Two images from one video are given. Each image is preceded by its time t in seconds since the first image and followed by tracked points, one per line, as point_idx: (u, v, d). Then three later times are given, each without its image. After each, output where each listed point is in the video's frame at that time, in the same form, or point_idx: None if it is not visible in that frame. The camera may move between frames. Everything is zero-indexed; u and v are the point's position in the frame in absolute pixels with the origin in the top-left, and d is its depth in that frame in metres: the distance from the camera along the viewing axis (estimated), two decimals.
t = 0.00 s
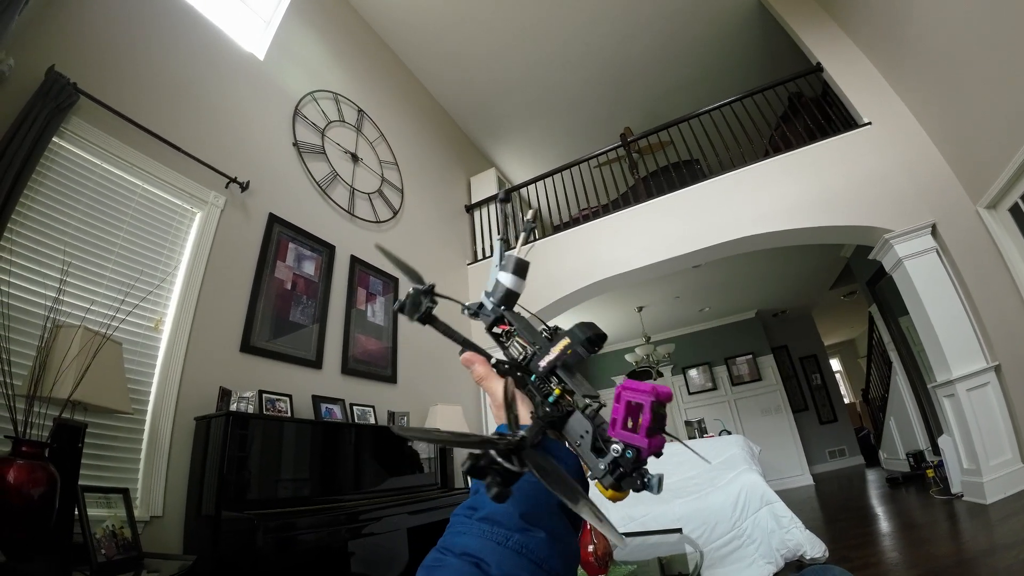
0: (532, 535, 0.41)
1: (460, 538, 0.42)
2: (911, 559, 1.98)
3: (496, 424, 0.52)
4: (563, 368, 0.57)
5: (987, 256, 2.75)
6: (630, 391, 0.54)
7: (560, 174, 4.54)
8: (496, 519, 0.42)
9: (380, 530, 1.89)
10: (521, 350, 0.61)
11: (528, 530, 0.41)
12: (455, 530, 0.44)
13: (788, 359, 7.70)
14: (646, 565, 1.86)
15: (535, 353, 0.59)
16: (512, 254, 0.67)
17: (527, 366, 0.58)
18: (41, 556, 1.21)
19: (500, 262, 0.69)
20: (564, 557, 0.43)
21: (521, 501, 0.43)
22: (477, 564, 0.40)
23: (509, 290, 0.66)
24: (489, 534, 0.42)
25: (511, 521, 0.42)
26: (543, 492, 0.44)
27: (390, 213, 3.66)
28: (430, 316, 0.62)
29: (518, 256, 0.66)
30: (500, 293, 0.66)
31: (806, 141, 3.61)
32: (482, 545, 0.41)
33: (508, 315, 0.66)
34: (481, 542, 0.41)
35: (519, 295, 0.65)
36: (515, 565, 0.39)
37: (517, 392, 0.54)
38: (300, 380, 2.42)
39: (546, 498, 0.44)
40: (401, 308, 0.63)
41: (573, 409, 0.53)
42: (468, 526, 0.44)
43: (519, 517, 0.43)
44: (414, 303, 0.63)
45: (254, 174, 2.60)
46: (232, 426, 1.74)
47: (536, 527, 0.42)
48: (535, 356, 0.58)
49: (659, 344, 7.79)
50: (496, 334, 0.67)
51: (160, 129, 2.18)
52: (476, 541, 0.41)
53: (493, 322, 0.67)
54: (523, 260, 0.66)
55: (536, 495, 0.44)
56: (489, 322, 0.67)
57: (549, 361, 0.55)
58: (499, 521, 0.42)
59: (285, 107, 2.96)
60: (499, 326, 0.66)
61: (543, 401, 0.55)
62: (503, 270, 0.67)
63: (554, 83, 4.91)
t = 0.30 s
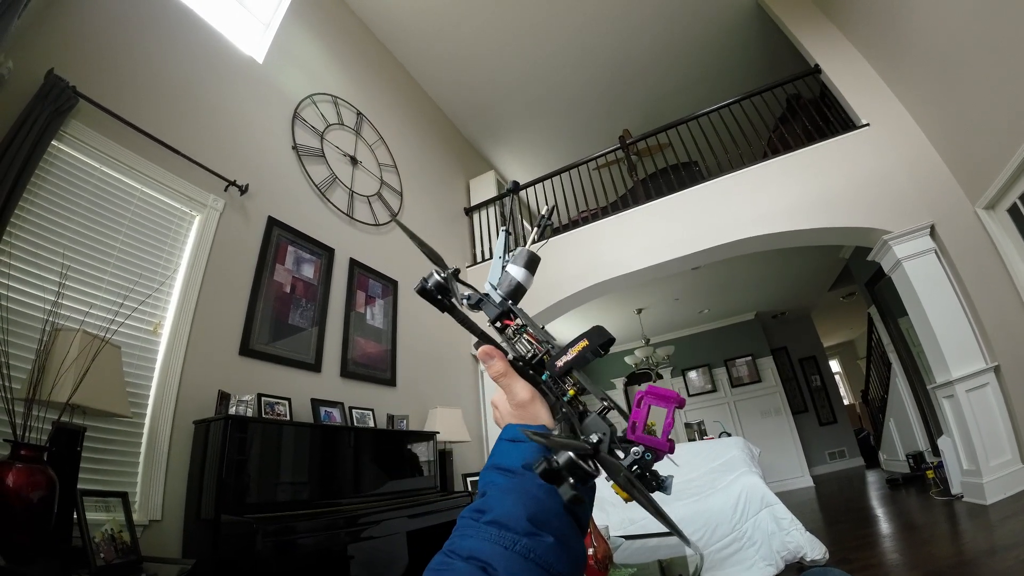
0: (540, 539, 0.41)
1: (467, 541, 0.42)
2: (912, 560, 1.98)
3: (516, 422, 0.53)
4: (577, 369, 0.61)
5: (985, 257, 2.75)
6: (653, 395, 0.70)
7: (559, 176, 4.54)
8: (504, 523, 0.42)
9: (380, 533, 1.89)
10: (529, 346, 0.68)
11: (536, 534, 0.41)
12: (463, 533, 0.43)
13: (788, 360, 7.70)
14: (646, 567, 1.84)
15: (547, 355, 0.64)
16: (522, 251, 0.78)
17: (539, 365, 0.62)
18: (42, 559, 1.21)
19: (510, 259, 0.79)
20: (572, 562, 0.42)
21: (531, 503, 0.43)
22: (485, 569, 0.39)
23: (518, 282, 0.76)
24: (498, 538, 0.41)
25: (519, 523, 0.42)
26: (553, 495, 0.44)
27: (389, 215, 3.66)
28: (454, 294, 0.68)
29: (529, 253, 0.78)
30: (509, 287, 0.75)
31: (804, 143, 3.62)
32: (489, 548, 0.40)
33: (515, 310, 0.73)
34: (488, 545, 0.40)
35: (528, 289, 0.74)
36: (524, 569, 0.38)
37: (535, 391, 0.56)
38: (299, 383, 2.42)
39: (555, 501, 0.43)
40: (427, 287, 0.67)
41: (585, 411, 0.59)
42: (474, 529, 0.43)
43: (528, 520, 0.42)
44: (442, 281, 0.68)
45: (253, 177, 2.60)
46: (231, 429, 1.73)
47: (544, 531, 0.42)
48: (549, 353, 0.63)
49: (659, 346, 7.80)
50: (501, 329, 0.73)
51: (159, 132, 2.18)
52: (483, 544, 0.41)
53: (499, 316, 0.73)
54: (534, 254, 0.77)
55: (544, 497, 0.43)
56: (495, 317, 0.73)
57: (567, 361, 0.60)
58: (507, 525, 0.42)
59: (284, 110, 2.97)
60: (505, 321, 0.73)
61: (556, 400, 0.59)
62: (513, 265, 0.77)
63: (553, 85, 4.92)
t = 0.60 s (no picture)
0: (541, 534, 0.41)
1: (468, 535, 0.42)
2: (914, 553, 1.98)
3: (516, 419, 0.53)
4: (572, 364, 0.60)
5: (987, 249, 2.75)
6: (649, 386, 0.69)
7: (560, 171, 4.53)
8: (505, 518, 0.42)
9: (385, 529, 1.90)
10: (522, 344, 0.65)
11: (536, 528, 0.41)
12: (464, 527, 0.43)
13: (790, 354, 7.70)
14: (649, 561, 1.83)
15: (542, 351, 0.62)
16: (511, 250, 0.76)
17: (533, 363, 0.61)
18: (46, 559, 1.21)
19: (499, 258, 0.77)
20: (573, 556, 0.42)
21: (531, 498, 0.43)
22: (486, 562, 0.39)
23: (508, 280, 0.73)
24: (499, 533, 0.41)
25: (519, 519, 0.42)
26: (553, 490, 0.44)
27: (391, 212, 3.66)
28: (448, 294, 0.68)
29: (518, 251, 0.76)
30: (498, 285, 0.71)
31: (805, 136, 3.61)
32: (490, 543, 0.40)
33: (507, 309, 0.69)
34: (490, 540, 0.41)
35: (518, 286, 0.71)
36: (525, 565, 0.38)
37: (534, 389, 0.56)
38: (302, 380, 2.43)
39: (555, 496, 0.44)
40: (421, 289, 0.67)
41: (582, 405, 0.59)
42: (475, 524, 0.43)
43: (528, 515, 0.43)
44: (436, 282, 0.67)
45: (254, 175, 2.60)
46: (235, 427, 1.74)
47: (544, 526, 0.42)
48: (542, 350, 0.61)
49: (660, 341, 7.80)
50: (492, 329, 0.70)
51: (159, 132, 2.18)
52: (485, 539, 0.41)
53: (490, 316, 0.69)
54: (523, 253, 0.76)
55: (544, 492, 0.43)
56: (486, 317, 0.70)
57: (563, 357, 0.58)
58: (507, 521, 0.42)
59: (284, 108, 2.96)
60: (497, 320, 0.69)
61: (553, 397, 0.59)
62: (502, 264, 0.75)
63: (553, 80, 4.91)
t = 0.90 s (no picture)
0: (538, 538, 0.41)
1: (466, 540, 0.42)
2: (915, 553, 1.98)
3: (512, 421, 0.51)
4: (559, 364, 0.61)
5: (989, 249, 2.74)
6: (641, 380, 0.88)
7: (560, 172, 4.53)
8: (503, 523, 0.42)
9: (385, 530, 1.90)
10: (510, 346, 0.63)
11: (533, 533, 0.41)
12: (461, 532, 0.43)
13: (791, 354, 7.69)
14: (650, 562, 1.83)
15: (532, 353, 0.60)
16: (495, 252, 0.77)
17: (524, 364, 0.59)
18: (47, 560, 1.21)
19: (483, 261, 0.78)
20: (570, 561, 0.42)
21: (528, 502, 0.42)
22: (484, 568, 0.39)
23: (494, 282, 0.73)
24: (496, 537, 0.41)
25: (516, 523, 0.41)
26: (549, 494, 0.44)
27: (391, 213, 3.66)
28: (438, 297, 0.67)
29: (502, 254, 0.77)
30: (485, 288, 0.71)
31: (806, 136, 3.60)
32: (487, 547, 0.40)
33: (495, 312, 0.68)
34: (487, 546, 0.41)
35: (503, 289, 0.71)
36: (522, 570, 0.38)
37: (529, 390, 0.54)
38: (302, 381, 2.43)
39: (552, 500, 0.43)
40: (411, 293, 0.67)
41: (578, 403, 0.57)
42: (473, 529, 0.43)
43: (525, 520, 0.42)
44: (426, 285, 0.67)
45: (254, 176, 2.60)
46: (236, 428, 1.74)
47: (541, 529, 0.42)
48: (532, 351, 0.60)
49: (661, 341, 7.80)
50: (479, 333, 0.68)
51: (161, 132, 2.18)
52: (482, 544, 0.41)
53: (477, 319, 0.68)
54: (507, 255, 0.77)
55: (541, 496, 0.43)
56: (472, 321, 0.68)
57: (554, 357, 0.59)
58: (505, 525, 0.42)
59: (284, 109, 2.96)
60: (484, 324, 0.68)
61: (546, 397, 0.56)
62: (487, 266, 0.75)
63: (553, 80, 4.91)
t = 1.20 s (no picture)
0: (538, 545, 0.41)
1: (466, 548, 0.42)
2: (915, 557, 1.97)
3: (513, 425, 0.51)
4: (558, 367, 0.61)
5: (989, 251, 2.74)
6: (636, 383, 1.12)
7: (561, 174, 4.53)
8: (503, 530, 0.42)
9: (384, 532, 1.89)
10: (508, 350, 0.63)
11: (533, 541, 0.41)
12: (461, 540, 0.43)
13: (791, 357, 7.69)
14: (650, 564, 1.83)
15: (530, 355, 0.60)
16: (490, 254, 0.76)
17: (523, 368, 0.58)
18: (46, 561, 1.21)
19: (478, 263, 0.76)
20: (571, 567, 0.42)
21: (528, 509, 0.42)
22: None
23: (489, 286, 0.72)
24: (497, 545, 0.41)
25: (517, 531, 0.41)
26: (550, 500, 0.44)
27: (391, 215, 3.66)
28: (435, 302, 0.66)
29: (497, 255, 0.75)
30: (479, 292, 0.71)
31: (807, 139, 3.61)
32: (487, 555, 0.40)
33: (491, 316, 0.68)
34: (487, 553, 0.40)
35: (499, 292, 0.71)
36: None
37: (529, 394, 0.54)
38: (302, 382, 2.42)
39: (552, 507, 0.43)
40: (408, 298, 0.65)
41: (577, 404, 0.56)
42: (473, 536, 0.43)
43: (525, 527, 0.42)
44: (423, 290, 0.65)
45: (255, 177, 2.60)
46: (235, 429, 1.73)
47: (542, 537, 0.42)
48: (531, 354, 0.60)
49: (661, 343, 7.80)
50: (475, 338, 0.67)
51: (161, 134, 2.19)
52: (482, 551, 0.41)
53: (473, 324, 0.67)
54: (502, 258, 0.75)
55: (542, 503, 0.43)
56: (468, 325, 0.67)
57: (553, 360, 0.59)
58: (505, 532, 0.42)
59: (285, 111, 2.97)
60: (480, 328, 0.67)
61: (547, 400, 0.55)
62: (482, 269, 0.74)
63: (553, 83, 4.92)
